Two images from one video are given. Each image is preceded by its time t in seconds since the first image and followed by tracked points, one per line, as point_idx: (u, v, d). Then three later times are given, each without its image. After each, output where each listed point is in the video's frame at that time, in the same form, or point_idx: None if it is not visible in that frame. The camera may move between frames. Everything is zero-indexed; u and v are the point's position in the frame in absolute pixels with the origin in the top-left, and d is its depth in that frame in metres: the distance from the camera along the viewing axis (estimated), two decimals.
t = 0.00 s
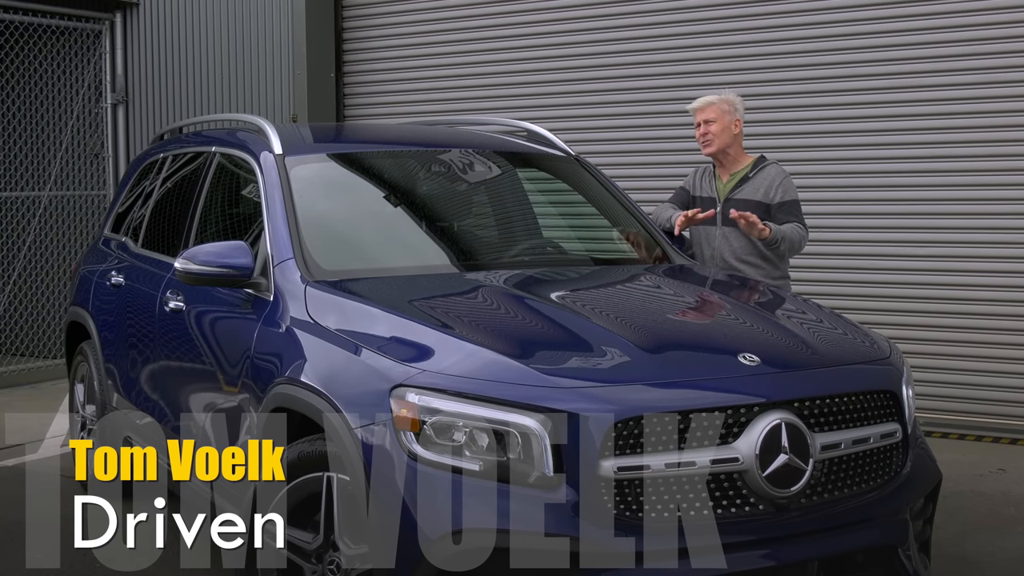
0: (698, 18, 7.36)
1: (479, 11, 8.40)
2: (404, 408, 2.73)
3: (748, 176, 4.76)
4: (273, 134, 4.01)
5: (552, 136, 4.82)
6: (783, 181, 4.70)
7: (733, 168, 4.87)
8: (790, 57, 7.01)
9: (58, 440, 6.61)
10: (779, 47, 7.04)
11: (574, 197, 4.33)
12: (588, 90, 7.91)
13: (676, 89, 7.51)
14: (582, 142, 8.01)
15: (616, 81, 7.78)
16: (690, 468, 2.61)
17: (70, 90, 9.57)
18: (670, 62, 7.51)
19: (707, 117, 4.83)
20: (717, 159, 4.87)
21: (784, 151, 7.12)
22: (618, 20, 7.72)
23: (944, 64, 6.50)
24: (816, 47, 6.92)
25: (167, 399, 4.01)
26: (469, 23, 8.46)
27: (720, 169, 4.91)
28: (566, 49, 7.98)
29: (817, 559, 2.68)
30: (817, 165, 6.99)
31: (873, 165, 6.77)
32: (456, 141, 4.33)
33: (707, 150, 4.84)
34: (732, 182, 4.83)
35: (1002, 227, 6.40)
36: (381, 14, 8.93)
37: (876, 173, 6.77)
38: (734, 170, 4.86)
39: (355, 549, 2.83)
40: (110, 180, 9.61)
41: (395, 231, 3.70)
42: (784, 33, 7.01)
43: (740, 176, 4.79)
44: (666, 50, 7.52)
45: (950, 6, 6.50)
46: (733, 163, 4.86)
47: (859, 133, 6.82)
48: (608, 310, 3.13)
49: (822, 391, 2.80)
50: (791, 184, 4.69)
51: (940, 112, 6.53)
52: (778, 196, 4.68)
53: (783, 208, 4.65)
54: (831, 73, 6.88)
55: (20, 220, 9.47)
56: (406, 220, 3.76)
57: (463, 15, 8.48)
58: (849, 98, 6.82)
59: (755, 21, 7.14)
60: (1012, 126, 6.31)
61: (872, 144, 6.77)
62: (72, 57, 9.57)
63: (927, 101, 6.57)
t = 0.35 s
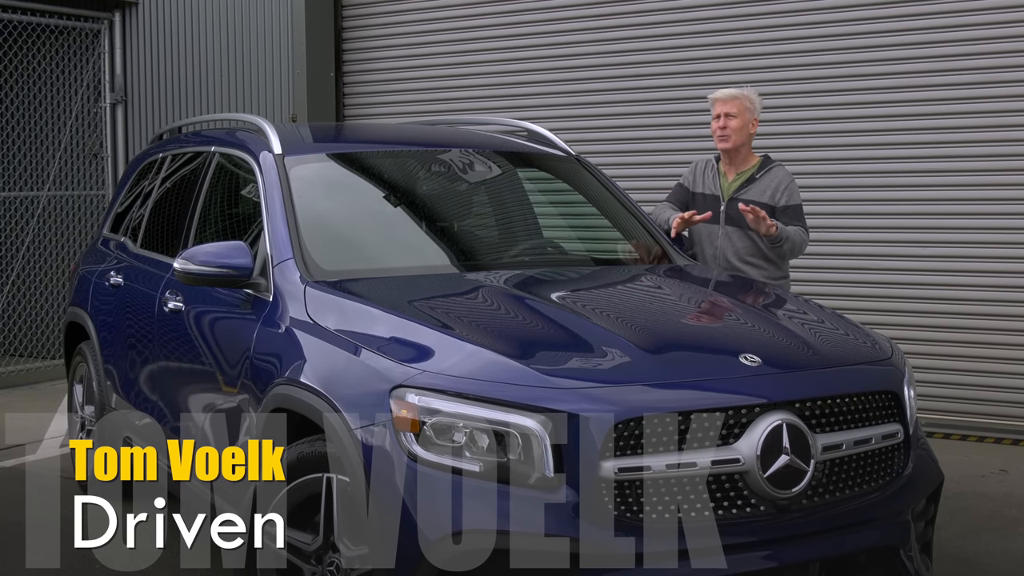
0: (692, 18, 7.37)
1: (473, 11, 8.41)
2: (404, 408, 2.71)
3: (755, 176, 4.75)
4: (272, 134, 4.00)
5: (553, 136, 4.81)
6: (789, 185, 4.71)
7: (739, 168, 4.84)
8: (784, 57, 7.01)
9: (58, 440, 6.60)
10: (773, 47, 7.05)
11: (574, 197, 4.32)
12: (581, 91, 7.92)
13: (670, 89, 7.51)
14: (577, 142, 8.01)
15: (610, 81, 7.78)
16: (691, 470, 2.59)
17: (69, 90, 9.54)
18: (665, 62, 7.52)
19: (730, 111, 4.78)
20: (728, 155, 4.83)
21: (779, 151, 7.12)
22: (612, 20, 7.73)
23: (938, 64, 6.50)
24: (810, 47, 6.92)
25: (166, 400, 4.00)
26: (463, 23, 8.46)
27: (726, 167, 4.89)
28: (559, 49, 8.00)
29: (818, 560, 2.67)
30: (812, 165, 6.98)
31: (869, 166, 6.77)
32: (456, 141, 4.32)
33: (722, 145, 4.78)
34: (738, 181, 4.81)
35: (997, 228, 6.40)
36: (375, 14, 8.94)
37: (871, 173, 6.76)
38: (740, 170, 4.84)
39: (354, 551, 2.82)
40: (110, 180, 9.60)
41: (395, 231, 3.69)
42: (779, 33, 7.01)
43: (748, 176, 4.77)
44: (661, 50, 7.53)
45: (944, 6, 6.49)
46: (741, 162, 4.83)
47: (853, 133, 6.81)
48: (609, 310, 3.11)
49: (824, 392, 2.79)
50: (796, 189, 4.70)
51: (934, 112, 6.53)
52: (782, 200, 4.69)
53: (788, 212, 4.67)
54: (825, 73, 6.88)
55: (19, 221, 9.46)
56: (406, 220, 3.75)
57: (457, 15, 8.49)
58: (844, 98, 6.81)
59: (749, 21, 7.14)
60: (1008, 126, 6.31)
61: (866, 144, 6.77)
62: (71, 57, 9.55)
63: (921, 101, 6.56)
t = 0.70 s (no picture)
0: (685, 18, 7.38)
1: (466, 11, 8.44)
2: (404, 409, 2.70)
3: (752, 177, 4.74)
4: (271, 133, 3.99)
5: (552, 136, 4.80)
6: (787, 184, 4.69)
7: (737, 168, 4.86)
8: (777, 57, 7.02)
9: (58, 441, 6.59)
10: (766, 46, 7.06)
11: (574, 197, 4.31)
12: (574, 91, 7.94)
13: (662, 89, 7.53)
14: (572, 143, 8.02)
15: (604, 81, 7.80)
16: (692, 470, 2.58)
17: (67, 89, 9.52)
18: (658, 62, 7.53)
19: (720, 110, 4.78)
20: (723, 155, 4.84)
21: (773, 151, 7.13)
22: (605, 20, 7.74)
23: (931, 64, 6.50)
24: (803, 47, 6.92)
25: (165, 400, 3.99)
26: (456, 23, 8.49)
27: (724, 167, 4.90)
28: (552, 49, 8.02)
29: (819, 561, 2.66)
30: (806, 165, 6.99)
31: (864, 166, 6.76)
32: (455, 140, 4.31)
33: (714, 144, 4.80)
34: (735, 183, 4.82)
35: (991, 228, 6.39)
36: (369, 14, 8.98)
37: (865, 172, 6.76)
38: (738, 170, 4.85)
39: (355, 552, 2.83)
40: (109, 180, 9.58)
41: (395, 231, 3.68)
42: (772, 33, 7.02)
43: (745, 177, 4.77)
44: (654, 50, 7.54)
45: (937, 6, 6.49)
46: (737, 162, 4.85)
47: (847, 133, 6.81)
48: (609, 310, 3.10)
49: (825, 393, 2.77)
50: (795, 188, 4.67)
51: (927, 112, 6.53)
52: (781, 200, 4.67)
53: (788, 213, 4.64)
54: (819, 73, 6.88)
55: (17, 221, 9.43)
56: (406, 220, 3.74)
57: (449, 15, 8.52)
58: (838, 97, 6.81)
59: (742, 20, 7.15)
60: (1001, 126, 6.30)
61: (861, 144, 6.76)
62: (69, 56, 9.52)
63: (914, 101, 6.56)
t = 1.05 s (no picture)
0: (679, 18, 7.41)
1: (460, 11, 8.47)
2: (403, 410, 2.70)
3: (759, 177, 4.73)
4: (270, 133, 3.97)
5: (553, 135, 4.80)
6: (794, 184, 4.68)
7: (744, 168, 4.83)
8: (771, 57, 7.05)
9: (56, 443, 6.56)
10: (760, 46, 7.09)
11: (575, 197, 4.30)
12: (568, 91, 7.96)
13: (656, 89, 7.56)
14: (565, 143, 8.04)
15: (596, 80, 7.82)
16: (693, 471, 2.56)
17: (66, 88, 9.49)
18: (652, 62, 7.56)
19: (732, 108, 4.81)
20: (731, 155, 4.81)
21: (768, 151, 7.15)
22: (599, 19, 7.77)
23: (925, 64, 6.54)
24: (797, 47, 6.95)
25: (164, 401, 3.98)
26: (450, 22, 8.53)
27: (730, 167, 4.88)
28: (546, 49, 8.05)
29: (821, 563, 2.64)
30: (801, 165, 7.01)
31: (861, 166, 6.79)
32: (455, 140, 4.30)
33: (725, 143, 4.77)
34: (742, 182, 4.80)
35: (985, 227, 6.42)
36: (364, 14, 9.01)
37: (861, 172, 6.79)
38: (744, 170, 4.83)
39: (355, 553, 2.84)
40: (107, 180, 9.55)
41: (395, 232, 3.67)
42: (766, 33, 7.06)
43: (751, 177, 4.75)
44: (648, 50, 7.57)
45: (931, 7, 6.52)
46: (745, 162, 4.82)
47: (841, 133, 6.84)
48: (610, 311, 3.09)
49: (826, 393, 2.76)
50: (802, 189, 4.67)
51: (922, 112, 6.56)
52: (788, 201, 4.67)
53: (794, 213, 4.66)
54: (814, 73, 6.91)
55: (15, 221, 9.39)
56: (406, 220, 3.73)
57: (443, 15, 8.56)
58: (831, 98, 6.84)
59: (736, 20, 7.18)
60: (996, 126, 6.34)
61: (858, 144, 6.79)
62: (67, 56, 9.45)
63: (908, 101, 6.59)
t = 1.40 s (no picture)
0: (673, 18, 7.42)
1: (454, 11, 8.49)
2: (403, 411, 2.69)
3: (763, 178, 4.72)
4: (270, 133, 3.96)
5: (553, 135, 4.79)
6: (798, 186, 4.69)
7: (748, 168, 4.83)
8: (764, 57, 7.06)
9: (54, 444, 6.55)
10: (753, 46, 7.10)
11: (575, 197, 4.29)
12: (563, 91, 7.97)
13: (649, 89, 7.57)
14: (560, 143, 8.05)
15: (590, 80, 7.84)
16: (693, 472, 2.55)
17: (64, 89, 9.50)
18: (645, 62, 7.57)
19: (741, 108, 4.77)
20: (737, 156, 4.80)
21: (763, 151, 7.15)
22: (592, 20, 7.78)
23: (918, 64, 6.53)
24: (790, 47, 6.96)
25: (163, 402, 3.98)
26: (443, 22, 8.55)
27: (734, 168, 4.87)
28: (540, 48, 8.06)
29: (822, 565, 2.62)
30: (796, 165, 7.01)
31: (857, 165, 6.78)
32: (455, 140, 4.28)
33: (735, 142, 4.74)
34: (745, 182, 4.79)
35: (979, 227, 6.43)
36: (358, 14, 9.03)
37: (856, 173, 6.79)
38: (749, 171, 4.82)
39: (355, 554, 2.83)
40: (105, 180, 9.61)
41: (395, 232, 3.66)
42: (759, 33, 7.06)
43: (755, 178, 4.75)
44: (641, 51, 7.58)
45: (924, 6, 6.51)
46: (750, 163, 4.81)
47: (835, 133, 6.84)
48: (611, 311, 3.08)
49: (828, 394, 2.75)
50: (807, 190, 4.68)
51: (916, 112, 6.55)
52: (793, 203, 4.67)
53: (799, 215, 4.66)
54: (807, 73, 6.91)
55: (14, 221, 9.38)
56: (406, 220, 3.72)
57: (437, 15, 8.58)
58: (824, 98, 6.85)
59: (729, 20, 7.20)
60: (992, 126, 6.34)
61: (852, 145, 6.79)
62: (66, 55, 9.49)
63: (903, 101, 6.59)
